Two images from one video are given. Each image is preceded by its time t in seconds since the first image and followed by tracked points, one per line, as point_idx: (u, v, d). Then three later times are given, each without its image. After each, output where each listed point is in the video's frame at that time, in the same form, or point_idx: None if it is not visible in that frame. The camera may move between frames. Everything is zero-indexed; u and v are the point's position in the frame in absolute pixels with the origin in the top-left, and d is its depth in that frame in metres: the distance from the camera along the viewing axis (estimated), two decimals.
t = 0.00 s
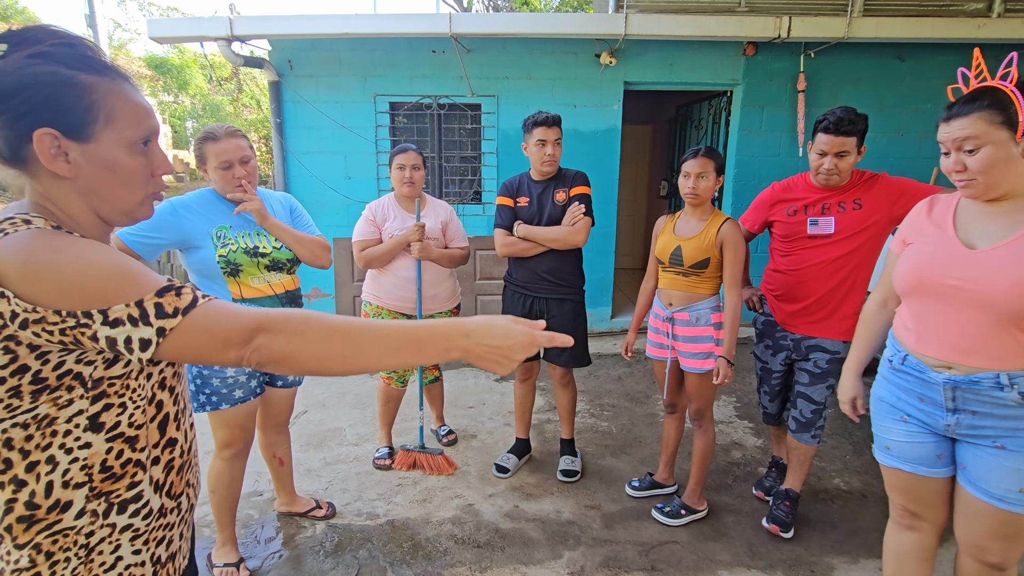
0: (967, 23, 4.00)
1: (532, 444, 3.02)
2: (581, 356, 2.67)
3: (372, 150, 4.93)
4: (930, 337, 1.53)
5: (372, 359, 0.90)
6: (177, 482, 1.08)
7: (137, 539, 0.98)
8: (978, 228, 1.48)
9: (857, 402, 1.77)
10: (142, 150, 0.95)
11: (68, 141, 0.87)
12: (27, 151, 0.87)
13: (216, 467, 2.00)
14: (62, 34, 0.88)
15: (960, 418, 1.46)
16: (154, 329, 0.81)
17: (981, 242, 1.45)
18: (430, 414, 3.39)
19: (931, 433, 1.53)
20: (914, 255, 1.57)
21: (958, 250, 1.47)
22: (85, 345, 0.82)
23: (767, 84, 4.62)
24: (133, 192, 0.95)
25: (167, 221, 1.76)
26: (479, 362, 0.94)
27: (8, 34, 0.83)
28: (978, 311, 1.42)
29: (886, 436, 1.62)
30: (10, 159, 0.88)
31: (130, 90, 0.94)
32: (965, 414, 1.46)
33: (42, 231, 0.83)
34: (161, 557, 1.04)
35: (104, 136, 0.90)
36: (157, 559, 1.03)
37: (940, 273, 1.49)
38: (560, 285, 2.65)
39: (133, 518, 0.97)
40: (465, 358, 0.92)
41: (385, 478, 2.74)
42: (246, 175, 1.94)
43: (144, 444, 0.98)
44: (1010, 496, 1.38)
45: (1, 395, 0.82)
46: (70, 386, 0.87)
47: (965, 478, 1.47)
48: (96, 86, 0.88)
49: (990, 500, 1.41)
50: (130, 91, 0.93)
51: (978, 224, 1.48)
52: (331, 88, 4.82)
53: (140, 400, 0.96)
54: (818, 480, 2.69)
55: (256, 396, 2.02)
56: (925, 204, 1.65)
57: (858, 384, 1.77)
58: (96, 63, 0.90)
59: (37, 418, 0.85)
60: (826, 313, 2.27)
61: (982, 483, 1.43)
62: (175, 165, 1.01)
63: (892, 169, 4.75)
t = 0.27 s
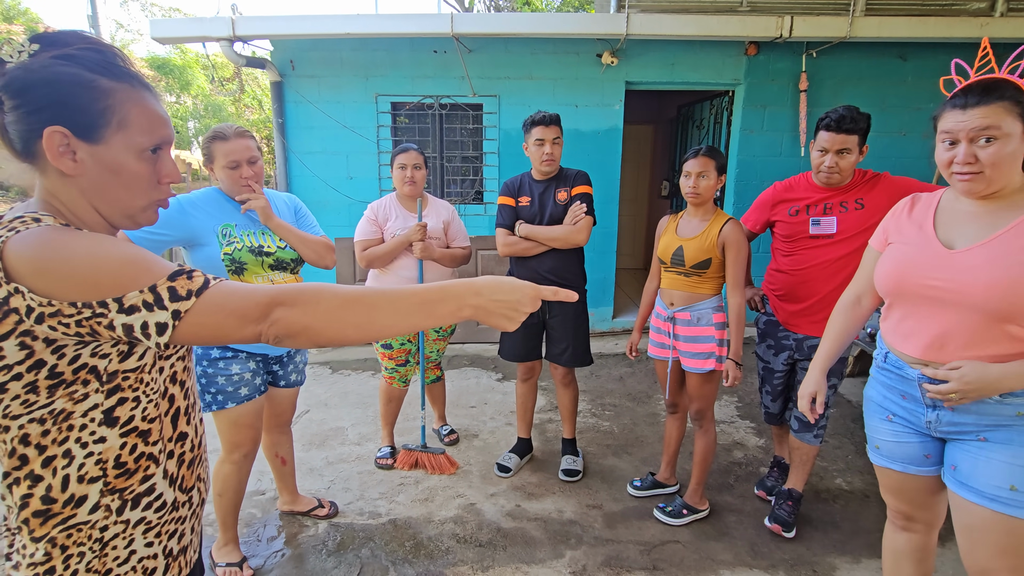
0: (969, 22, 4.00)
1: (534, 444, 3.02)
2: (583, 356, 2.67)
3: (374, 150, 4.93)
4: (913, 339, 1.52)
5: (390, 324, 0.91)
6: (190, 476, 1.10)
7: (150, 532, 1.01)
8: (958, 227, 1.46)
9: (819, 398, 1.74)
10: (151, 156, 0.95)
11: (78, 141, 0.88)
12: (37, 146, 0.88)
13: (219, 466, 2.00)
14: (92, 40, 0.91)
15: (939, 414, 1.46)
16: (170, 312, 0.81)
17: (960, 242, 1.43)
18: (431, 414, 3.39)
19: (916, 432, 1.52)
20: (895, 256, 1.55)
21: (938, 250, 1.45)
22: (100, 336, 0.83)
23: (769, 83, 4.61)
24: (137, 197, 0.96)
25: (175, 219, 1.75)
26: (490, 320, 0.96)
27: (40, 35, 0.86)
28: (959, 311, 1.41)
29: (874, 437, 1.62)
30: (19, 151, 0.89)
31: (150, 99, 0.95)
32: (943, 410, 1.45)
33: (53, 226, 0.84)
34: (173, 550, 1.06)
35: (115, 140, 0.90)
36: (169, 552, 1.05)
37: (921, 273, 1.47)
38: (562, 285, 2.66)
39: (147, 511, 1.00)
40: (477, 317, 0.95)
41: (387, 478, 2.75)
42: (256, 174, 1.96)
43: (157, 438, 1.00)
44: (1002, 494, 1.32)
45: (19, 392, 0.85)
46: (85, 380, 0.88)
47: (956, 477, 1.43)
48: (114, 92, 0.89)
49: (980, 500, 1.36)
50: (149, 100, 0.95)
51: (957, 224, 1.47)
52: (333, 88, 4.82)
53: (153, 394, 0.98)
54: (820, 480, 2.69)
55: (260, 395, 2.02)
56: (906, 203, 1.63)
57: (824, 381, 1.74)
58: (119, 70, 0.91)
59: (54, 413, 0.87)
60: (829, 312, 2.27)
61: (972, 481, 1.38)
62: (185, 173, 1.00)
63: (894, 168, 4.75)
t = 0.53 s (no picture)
0: (973, 23, 3.99)
1: (537, 445, 3.03)
2: (585, 357, 2.67)
3: (376, 151, 4.95)
4: (909, 343, 1.53)
5: (388, 315, 0.90)
6: (194, 475, 1.11)
7: (154, 530, 1.01)
8: (961, 231, 1.44)
9: (824, 400, 1.71)
10: (157, 154, 0.96)
11: (85, 142, 0.89)
12: (47, 150, 0.90)
13: (221, 466, 2.01)
14: (97, 43, 0.92)
15: (941, 425, 1.44)
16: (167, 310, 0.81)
17: (959, 247, 1.42)
18: (434, 415, 3.40)
19: (918, 442, 1.51)
20: (894, 258, 1.55)
21: (934, 255, 1.45)
22: (101, 335, 0.83)
23: (772, 84, 4.61)
24: (143, 197, 0.96)
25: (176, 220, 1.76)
26: (490, 304, 0.95)
27: (47, 41, 0.88)
28: (951, 316, 1.41)
29: (877, 443, 1.61)
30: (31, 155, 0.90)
31: (154, 98, 0.96)
32: (946, 420, 1.43)
33: (57, 228, 0.85)
34: (177, 549, 1.07)
35: (120, 139, 0.91)
36: (174, 550, 1.06)
37: (915, 276, 1.47)
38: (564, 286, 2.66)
39: (151, 509, 1.00)
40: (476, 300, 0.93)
41: (389, 478, 2.75)
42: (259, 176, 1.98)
43: (160, 437, 1.00)
44: (999, 511, 1.31)
45: (25, 390, 0.86)
46: (89, 379, 0.89)
47: (955, 489, 1.42)
48: (117, 91, 0.90)
49: (978, 516, 1.35)
50: (154, 99, 0.96)
51: (959, 228, 1.45)
52: (336, 90, 4.84)
53: (157, 395, 0.99)
54: (823, 481, 2.68)
55: (258, 397, 2.03)
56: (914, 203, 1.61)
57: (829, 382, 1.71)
58: (124, 71, 0.92)
59: (57, 412, 0.88)
60: (831, 313, 2.26)
61: (969, 495, 1.38)
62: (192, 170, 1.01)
63: (897, 169, 4.74)
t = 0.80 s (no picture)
0: (978, 24, 3.98)
1: (540, 445, 3.03)
2: (588, 358, 2.68)
3: (380, 152, 4.97)
4: (923, 346, 1.46)
5: (395, 252, 0.90)
6: (201, 472, 1.12)
7: (159, 525, 1.02)
8: (995, 233, 1.35)
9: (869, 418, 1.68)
10: (172, 149, 0.98)
11: (104, 148, 0.91)
12: (70, 162, 0.91)
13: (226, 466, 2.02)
14: (89, 49, 0.93)
15: (957, 443, 1.39)
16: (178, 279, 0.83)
17: (990, 248, 1.34)
18: (438, 415, 3.41)
19: (937, 463, 1.45)
20: (920, 261, 1.47)
21: (960, 255, 1.38)
22: (115, 320, 0.85)
23: (776, 85, 4.61)
24: (163, 194, 0.98)
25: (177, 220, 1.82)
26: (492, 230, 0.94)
27: (41, 55, 0.89)
28: (974, 322, 1.33)
29: (893, 461, 1.56)
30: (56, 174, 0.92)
31: (156, 94, 0.97)
32: (962, 438, 1.38)
33: (68, 224, 0.87)
34: (181, 545, 1.07)
35: (134, 139, 0.93)
36: (177, 546, 1.07)
37: (939, 280, 1.40)
38: (567, 287, 2.67)
39: (157, 504, 1.02)
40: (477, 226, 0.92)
41: (393, 478, 2.76)
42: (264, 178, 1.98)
43: (169, 430, 1.02)
44: (1009, 539, 1.27)
45: (39, 382, 0.88)
46: (103, 370, 0.91)
47: (970, 515, 1.37)
48: (120, 91, 0.91)
49: (991, 540, 1.30)
50: (156, 96, 0.97)
51: (991, 229, 1.37)
52: (341, 92, 4.87)
53: (169, 388, 1.01)
54: (827, 483, 2.68)
55: (258, 397, 2.04)
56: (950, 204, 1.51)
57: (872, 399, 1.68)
58: (123, 71, 0.93)
59: (72, 403, 0.90)
60: (834, 315, 2.26)
61: (981, 519, 1.33)
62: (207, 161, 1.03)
63: (902, 170, 4.72)
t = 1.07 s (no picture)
0: (985, 25, 3.96)
1: (544, 447, 3.03)
2: (592, 359, 2.68)
3: (384, 154, 4.98)
4: (939, 361, 1.37)
5: (413, 212, 0.90)
6: (211, 458, 1.13)
7: (172, 507, 1.03)
8: None
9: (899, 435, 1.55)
10: (189, 154, 1.00)
11: (126, 152, 0.92)
12: (88, 163, 0.93)
13: (229, 466, 2.03)
14: (113, 52, 0.94)
15: (981, 466, 1.25)
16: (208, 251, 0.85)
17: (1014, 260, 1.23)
18: (441, 416, 3.41)
19: (962, 487, 1.30)
20: (946, 273, 1.38)
21: (979, 267, 1.29)
22: (146, 302, 0.87)
23: (780, 87, 4.60)
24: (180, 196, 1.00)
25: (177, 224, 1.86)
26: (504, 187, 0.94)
27: (64, 55, 0.89)
28: (978, 339, 1.25)
29: (913, 480, 1.42)
30: (70, 170, 0.93)
31: (177, 100, 0.99)
32: (987, 461, 1.25)
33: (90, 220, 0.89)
34: (189, 530, 1.08)
35: (155, 144, 0.95)
36: (186, 531, 1.07)
37: (954, 293, 1.32)
38: (571, 288, 2.66)
39: (170, 486, 1.03)
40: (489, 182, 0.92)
41: (396, 479, 2.77)
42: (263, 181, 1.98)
43: (185, 414, 1.04)
44: None
45: (63, 373, 0.88)
46: (127, 356, 0.93)
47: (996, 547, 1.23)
48: (145, 98, 0.92)
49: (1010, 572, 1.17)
50: (176, 101, 0.98)
51: None
52: (345, 93, 4.88)
53: (188, 373, 1.03)
54: (833, 485, 2.67)
55: (260, 398, 2.05)
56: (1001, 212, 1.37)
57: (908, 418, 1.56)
58: (146, 77, 0.95)
59: (94, 391, 0.91)
60: (839, 317, 2.26)
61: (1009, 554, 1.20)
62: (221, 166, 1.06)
63: (907, 171, 4.70)
